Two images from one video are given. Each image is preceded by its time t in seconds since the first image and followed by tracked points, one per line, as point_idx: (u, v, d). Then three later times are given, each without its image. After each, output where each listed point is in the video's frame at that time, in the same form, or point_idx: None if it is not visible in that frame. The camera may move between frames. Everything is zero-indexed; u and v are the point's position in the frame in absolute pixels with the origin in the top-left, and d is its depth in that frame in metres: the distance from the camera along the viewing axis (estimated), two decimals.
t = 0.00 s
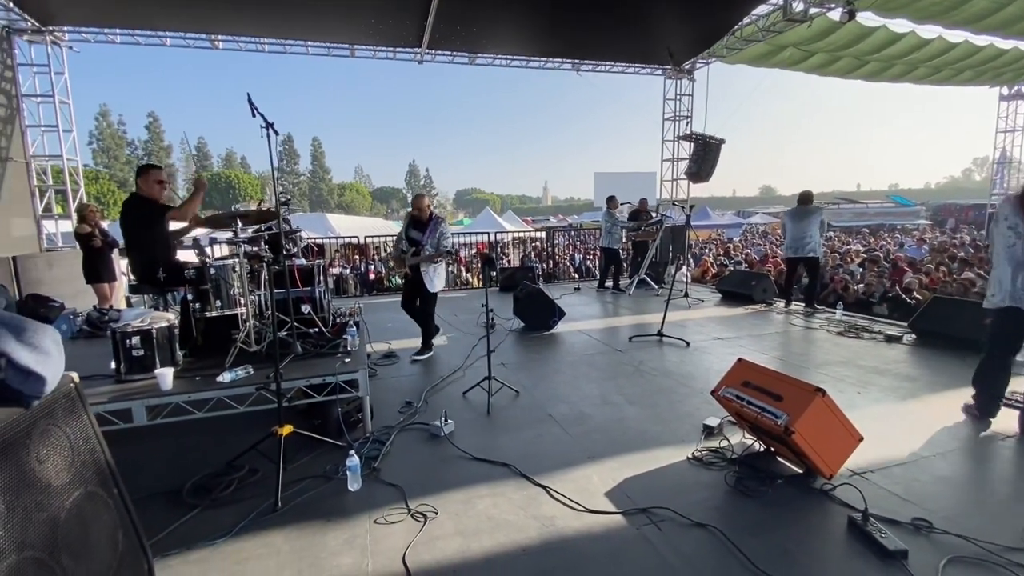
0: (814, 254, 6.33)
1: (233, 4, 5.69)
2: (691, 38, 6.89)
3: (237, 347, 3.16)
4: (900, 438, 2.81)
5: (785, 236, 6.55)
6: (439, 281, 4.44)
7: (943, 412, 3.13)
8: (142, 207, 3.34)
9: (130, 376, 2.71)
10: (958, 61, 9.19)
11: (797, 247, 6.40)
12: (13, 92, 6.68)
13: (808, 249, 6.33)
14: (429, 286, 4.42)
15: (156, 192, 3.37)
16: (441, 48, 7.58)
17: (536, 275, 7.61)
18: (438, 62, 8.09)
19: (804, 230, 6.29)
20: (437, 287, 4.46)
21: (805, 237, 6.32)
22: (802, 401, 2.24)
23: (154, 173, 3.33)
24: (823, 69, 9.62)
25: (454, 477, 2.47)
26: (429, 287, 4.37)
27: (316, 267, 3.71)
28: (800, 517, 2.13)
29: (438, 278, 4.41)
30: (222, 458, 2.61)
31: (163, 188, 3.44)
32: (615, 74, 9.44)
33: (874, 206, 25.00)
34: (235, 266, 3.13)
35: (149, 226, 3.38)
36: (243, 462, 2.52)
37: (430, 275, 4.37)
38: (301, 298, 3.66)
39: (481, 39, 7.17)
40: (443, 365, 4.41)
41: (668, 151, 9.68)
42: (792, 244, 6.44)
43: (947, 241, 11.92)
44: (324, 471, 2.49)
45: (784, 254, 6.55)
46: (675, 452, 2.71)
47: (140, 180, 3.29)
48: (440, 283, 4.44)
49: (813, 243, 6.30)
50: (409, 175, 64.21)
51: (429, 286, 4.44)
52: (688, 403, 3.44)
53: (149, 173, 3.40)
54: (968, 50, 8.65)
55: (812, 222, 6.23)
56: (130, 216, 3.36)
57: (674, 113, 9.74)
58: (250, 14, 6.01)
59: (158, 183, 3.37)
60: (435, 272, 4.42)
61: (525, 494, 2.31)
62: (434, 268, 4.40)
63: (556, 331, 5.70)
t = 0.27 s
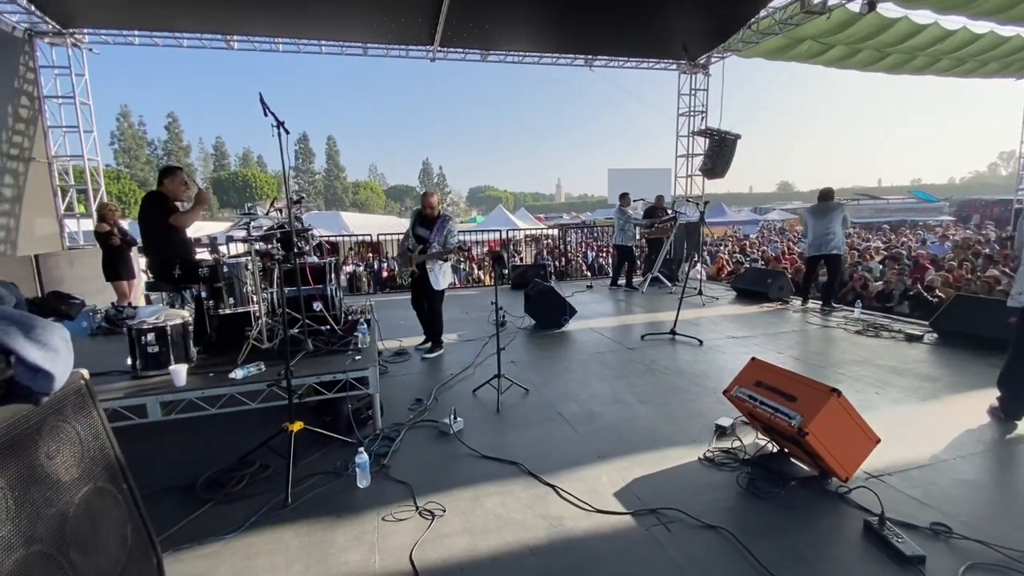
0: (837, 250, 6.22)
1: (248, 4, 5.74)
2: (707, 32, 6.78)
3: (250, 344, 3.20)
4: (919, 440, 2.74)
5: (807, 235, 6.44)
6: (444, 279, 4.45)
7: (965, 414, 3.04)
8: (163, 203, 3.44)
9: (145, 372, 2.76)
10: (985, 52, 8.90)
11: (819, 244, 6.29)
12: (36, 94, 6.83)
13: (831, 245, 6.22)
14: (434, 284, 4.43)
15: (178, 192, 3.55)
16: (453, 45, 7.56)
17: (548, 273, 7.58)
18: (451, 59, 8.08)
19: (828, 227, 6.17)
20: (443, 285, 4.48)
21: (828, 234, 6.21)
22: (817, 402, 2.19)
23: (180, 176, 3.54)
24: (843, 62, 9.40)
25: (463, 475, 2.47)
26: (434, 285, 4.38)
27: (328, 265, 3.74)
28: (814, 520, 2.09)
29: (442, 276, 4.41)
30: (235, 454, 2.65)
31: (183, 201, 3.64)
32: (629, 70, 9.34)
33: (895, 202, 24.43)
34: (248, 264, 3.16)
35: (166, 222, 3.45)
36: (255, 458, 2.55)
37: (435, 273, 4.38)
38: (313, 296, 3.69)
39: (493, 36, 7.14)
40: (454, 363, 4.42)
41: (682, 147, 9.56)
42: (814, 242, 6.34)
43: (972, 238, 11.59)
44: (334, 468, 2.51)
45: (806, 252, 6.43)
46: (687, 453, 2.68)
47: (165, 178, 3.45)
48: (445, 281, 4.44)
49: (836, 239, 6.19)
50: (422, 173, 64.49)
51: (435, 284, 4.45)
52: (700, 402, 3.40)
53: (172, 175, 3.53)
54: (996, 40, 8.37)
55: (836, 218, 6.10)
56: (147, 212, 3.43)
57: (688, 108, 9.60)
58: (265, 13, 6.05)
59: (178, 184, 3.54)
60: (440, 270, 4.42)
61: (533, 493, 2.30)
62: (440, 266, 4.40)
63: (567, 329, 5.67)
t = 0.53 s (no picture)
0: (857, 249, 6.07)
1: (261, 4, 5.78)
2: (721, 26, 6.67)
3: (261, 341, 3.24)
4: (937, 442, 2.68)
5: (825, 233, 6.29)
6: (453, 277, 4.47)
7: (986, 416, 2.96)
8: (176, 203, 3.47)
9: (159, 368, 2.81)
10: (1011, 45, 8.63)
11: (838, 242, 6.15)
12: (56, 95, 6.97)
13: (851, 244, 6.06)
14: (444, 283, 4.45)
15: (195, 189, 3.60)
16: (465, 43, 7.55)
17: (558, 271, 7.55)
18: (463, 57, 8.07)
19: (848, 225, 6.05)
20: (452, 283, 4.49)
21: (848, 232, 6.07)
22: (831, 403, 2.15)
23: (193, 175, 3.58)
24: (862, 56, 9.20)
25: (470, 473, 2.47)
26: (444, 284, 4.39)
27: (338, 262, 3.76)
28: (827, 523, 2.05)
29: (452, 275, 4.43)
30: (246, 449, 2.68)
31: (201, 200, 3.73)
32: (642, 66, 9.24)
33: (916, 200, 23.91)
34: (259, 262, 3.19)
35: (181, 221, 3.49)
36: (265, 454, 2.57)
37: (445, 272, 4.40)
38: (323, 293, 3.72)
39: (504, 33, 7.12)
40: (463, 361, 4.42)
41: (696, 144, 9.45)
42: (834, 240, 6.20)
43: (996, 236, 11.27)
44: (343, 465, 2.53)
45: (825, 251, 6.29)
46: (697, 453, 2.65)
47: (180, 177, 3.49)
48: (454, 279, 4.45)
49: (856, 238, 6.04)
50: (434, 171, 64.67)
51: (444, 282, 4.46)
52: (711, 402, 3.36)
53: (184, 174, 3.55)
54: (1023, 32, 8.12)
55: (855, 216, 6.02)
56: (163, 211, 3.47)
57: (702, 104, 9.48)
58: (278, 13, 6.09)
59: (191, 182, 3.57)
60: (449, 268, 4.44)
61: (541, 492, 2.29)
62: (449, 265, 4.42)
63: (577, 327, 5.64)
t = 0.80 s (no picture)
0: (872, 249, 5.94)
1: (275, 4, 5.83)
2: (735, 22, 6.57)
3: (272, 339, 3.27)
4: (955, 445, 2.61)
5: (843, 232, 6.22)
6: (465, 273, 4.50)
7: (1008, 420, 2.88)
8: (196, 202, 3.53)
9: (172, 364, 2.85)
10: None
11: (854, 242, 6.06)
12: (75, 96, 7.10)
13: (865, 243, 5.94)
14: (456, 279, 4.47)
15: (214, 188, 3.65)
16: (476, 41, 7.54)
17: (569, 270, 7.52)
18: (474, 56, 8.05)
19: (863, 224, 5.96)
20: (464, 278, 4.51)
21: (863, 231, 5.97)
22: (844, 405, 2.10)
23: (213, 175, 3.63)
24: (881, 51, 9.00)
25: (477, 472, 2.47)
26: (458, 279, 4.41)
27: (349, 261, 3.78)
28: (839, 527, 2.01)
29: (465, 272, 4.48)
30: (256, 445, 2.71)
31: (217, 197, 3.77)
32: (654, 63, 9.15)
33: (936, 198, 23.39)
34: (270, 260, 3.22)
35: (200, 220, 3.55)
36: (275, 450, 2.60)
37: (459, 269, 4.44)
38: (334, 291, 3.74)
39: (516, 31, 7.09)
40: (473, 359, 4.43)
41: (709, 142, 9.33)
42: (850, 240, 6.11)
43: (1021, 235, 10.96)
44: (351, 462, 2.54)
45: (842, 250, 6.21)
46: (707, 454, 2.62)
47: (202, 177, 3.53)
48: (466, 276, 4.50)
49: (872, 237, 5.91)
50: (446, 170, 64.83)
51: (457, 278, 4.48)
52: (723, 403, 3.31)
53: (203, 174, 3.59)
54: None
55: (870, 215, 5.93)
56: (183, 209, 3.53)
57: (716, 101, 9.35)
58: (291, 13, 6.13)
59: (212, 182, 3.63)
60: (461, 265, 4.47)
61: (548, 492, 2.28)
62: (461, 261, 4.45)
63: (587, 326, 5.61)
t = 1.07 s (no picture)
0: (884, 252, 5.86)
1: (287, 4, 5.87)
2: (749, 18, 6.49)
3: (283, 336, 3.30)
4: (972, 448, 2.55)
5: (858, 232, 6.12)
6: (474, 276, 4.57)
7: None
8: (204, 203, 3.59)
9: (185, 361, 2.89)
10: None
11: (866, 243, 6.00)
12: (93, 97, 7.23)
13: (876, 246, 5.88)
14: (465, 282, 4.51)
15: (217, 189, 3.69)
16: (486, 40, 7.53)
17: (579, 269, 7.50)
18: (485, 55, 8.04)
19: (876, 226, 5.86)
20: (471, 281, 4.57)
21: (876, 233, 5.90)
22: (857, 407, 2.07)
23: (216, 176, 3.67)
24: (899, 47, 8.83)
25: (485, 470, 2.47)
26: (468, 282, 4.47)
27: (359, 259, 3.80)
28: (851, 531, 1.98)
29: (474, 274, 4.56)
30: (267, 442, 2.73)
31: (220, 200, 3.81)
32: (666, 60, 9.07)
33: (955, 196, 22.92)
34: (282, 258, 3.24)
35: (206, 220, 3.59)
36: (285, 446, 2.62)
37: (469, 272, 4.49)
38: (344, 290, 3.76)
39: (526, 29, 7.07)
40: (482, 357, 4.43)
41: (721, 140, 9.24)
42: (864, 241, 6.05)
43: None
44: (360, 459, 2.56)
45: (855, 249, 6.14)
46: (717, 455, 2.59)
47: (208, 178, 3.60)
48: (473, 278, 4.57)
49: (884, 240, 5.83)
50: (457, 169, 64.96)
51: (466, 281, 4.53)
52: (733, 403, 3.28)
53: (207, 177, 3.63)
54: None
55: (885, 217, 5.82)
56: (189, 211, 3.57)
57: (729, 99, 9.25)
58: (303, 13, 6.17)
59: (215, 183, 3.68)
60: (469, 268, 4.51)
61: (555, 491, 2.27)
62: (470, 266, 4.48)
63: (597, 326, 5.59)
